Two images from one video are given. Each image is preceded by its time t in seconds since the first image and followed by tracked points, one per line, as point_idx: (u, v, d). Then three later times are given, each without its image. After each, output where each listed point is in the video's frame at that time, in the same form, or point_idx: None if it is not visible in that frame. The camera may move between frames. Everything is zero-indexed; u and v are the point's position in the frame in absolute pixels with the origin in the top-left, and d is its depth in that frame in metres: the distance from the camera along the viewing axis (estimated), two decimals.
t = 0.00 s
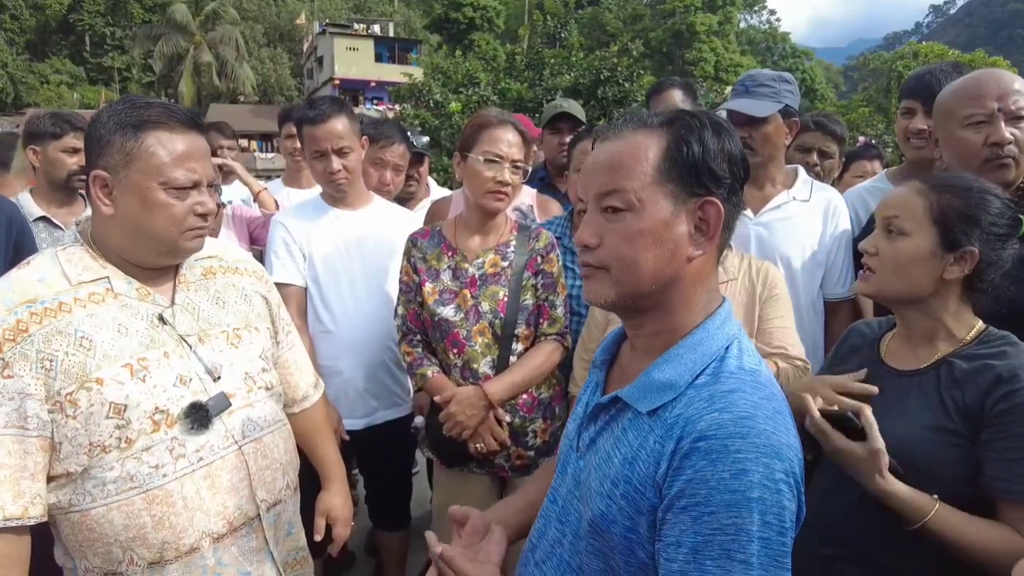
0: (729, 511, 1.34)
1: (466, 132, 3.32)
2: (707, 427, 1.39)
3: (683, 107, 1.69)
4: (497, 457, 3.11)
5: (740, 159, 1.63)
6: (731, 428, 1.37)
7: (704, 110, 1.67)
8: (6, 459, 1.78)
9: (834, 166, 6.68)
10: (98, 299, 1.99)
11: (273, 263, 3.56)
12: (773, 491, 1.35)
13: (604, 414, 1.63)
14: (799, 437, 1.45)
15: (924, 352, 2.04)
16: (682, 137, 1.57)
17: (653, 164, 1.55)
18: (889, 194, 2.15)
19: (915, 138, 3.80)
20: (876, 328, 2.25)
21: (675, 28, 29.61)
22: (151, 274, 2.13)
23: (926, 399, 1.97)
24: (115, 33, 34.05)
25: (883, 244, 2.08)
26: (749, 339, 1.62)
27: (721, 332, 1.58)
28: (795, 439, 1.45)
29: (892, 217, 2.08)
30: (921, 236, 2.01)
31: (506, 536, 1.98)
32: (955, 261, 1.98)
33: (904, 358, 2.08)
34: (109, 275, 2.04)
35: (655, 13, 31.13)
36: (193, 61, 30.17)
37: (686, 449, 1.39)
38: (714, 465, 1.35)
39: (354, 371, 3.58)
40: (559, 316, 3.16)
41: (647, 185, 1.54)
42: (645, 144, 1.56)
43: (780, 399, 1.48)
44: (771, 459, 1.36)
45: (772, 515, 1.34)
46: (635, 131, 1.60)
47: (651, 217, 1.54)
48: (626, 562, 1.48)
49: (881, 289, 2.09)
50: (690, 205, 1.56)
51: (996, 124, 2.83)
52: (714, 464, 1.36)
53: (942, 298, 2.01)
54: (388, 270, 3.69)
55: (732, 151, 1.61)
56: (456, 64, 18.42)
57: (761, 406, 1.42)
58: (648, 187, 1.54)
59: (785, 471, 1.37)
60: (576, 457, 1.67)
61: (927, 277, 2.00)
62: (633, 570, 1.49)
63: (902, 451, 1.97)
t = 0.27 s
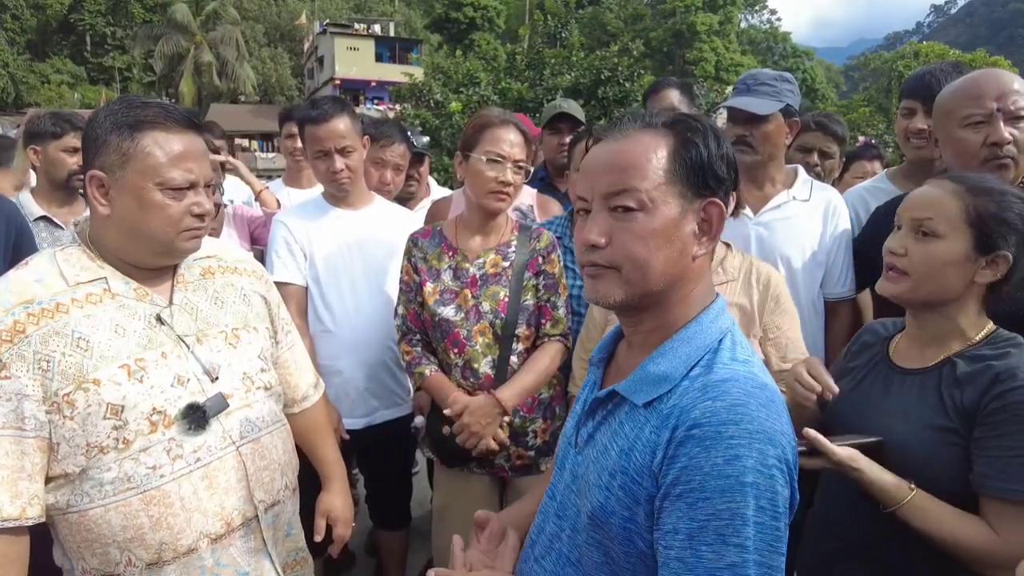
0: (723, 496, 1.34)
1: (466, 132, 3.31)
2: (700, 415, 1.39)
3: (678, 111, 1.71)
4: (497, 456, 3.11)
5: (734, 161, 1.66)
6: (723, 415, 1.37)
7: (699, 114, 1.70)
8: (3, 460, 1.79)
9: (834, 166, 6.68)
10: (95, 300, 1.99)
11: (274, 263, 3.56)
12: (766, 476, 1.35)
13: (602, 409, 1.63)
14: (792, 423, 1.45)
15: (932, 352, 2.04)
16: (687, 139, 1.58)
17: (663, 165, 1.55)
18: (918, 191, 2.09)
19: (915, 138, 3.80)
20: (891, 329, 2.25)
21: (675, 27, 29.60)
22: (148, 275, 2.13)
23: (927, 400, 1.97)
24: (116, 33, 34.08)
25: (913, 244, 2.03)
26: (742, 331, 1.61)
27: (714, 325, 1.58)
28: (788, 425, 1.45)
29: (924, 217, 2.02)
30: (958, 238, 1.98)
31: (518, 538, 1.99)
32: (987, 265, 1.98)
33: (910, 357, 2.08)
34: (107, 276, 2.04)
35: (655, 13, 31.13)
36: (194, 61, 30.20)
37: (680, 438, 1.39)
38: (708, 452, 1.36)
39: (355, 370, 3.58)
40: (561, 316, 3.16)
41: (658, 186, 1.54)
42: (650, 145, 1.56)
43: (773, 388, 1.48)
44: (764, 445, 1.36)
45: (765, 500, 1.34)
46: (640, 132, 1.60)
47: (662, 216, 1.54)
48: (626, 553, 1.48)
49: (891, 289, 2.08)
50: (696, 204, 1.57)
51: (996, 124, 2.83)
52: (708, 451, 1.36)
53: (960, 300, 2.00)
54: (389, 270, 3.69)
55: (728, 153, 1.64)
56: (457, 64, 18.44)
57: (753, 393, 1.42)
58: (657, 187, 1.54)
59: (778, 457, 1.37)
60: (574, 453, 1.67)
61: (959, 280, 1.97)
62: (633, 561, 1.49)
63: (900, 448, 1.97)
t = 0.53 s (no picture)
0: (723, 487, 1.34)
1: (470, 131, 3.31)
2: (699, 409, 1.40)
3: (670, 112, 1.71)
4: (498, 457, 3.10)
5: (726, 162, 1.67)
6: (721, 408, 1.38)
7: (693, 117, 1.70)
8: (6, 461, 1.79)
9: (835, 166, 6.68)
10: (97, 300, 1.99)
11: (275, 262, 3.56)
12: (765, 466, 1.35)
13: (600, 406, 1.63)
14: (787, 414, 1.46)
15: (947, 353, 2.01)
16: (682, 140, 1.59)
17: (660, 166, 1.55)
18: (954, 187, 2.03)
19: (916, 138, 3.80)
20: (899, 327, 2.23)
21: (676, 27, 29.59)
22: (150, 275, 2.13)
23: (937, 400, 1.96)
24: (117, 33, 34.11)
25: (952, 244, 1.96)
26: (735, 326, 1.63)
27: (708, 321, 1.59)
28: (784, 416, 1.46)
29: (967, 216, 1.96)
30: (999, 240, 1.94)
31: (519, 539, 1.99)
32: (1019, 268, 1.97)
33: (921, 358, 2.06)
34: (108, 276, 2.04)
35: (656, 13, 31.13)
36: (195, 61, 30.24)
37: (680, 431, 1.40)
38: (707, 445, 1.36)
39: (356, 370, 3.58)
40: (569, 317, 3.18)
41: (655, 186, 1.54)
42: (646, 146, 1.56)
43: (767, 381, 1.49)
44: (761, 436, 1.37)
45: (764, 490, 1.35)
46: (638, 132, 1.59)
47: (660, 217, 1.54)
48: (628, 547, 1.49)
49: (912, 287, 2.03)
50: (690, 205, 1.57)
51: (996, 124, 2.83)
52: (707, 443, 1.37)
53: (988, 302, 1.96)
54: (390, 269, 3.70)
55: (721, 154, 1.66)
56: (457, 64, 18.45)
57: (749, 386, 1.43)
58: (655, 188, 1.54)
59: (775, 448, 1.38)
60: (572, 450, 1.68)
61: (997, 282, 1.94)
62: (635, 555, 1.49)
63: (911, 453, 1.96)
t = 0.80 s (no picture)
0: (730, 476, 1.34)
1: (472, 130, 3.31)
2: (704, 401, 1.40)
3: (666, 112, 1.71)
4: (500, 457, 3.10)
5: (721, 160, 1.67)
6: (725, 400, 1.39)
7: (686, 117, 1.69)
8: (9, 460, 1.78)
9: (835, 166, 6.68)
10: (99, 299, 1.99)
11: (277, 261, 3.57)
12: (770, 454, 1.36)
13: (600, 403, 1.63)
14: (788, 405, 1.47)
15: (959, 356, 2.02)
16: (677, 140, 1.58)
17: (655, 166, 1.55)
18: (959, 189, 2.03)
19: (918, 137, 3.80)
20: (910, 328, 2.24)
21: (676, 27, 29.60)
22: (152, 274, 2.14)
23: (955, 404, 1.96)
24: (118, 33, 34.13)
25: (959, 248, 1.96)
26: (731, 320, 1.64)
27: (704, 315, 1.60)
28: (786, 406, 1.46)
29: (975, 219, 1.95)
30: (1009, 242, 1.92)
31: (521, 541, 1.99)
32: None
33: (935, 360, 2.07)
34: (111, 275, 2.04)
35: (656, 13, 31.13)
36: (195, 62, 30.27)
37: (685, 424, 1.41)
38: (713, 436, 1.36)
39: (357, 369, 3.59)
40: (574, 318, 3.19)
41: (650, 187, 1.54)
42: (642, 146, 1.56)
43: (766, 373, 1.50)
44: (766, 426, 1.37)
45: (770, 478, 1.35)
46: (633, 133, 1.59)
47: (656, 216, 1.54)
48: (635, 540, 1.49)
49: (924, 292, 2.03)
50: (684, 204, 1.58)
51: (996, 122, 2.83)
52: (713, 434, 1.37)
53: (1000, 303, 1.96)
54: (390, 268, 3.70)
55: (715, 154, 1.66)
56: (458, 64, 18.46)
57: (751, 378, 1.44)
58: (650, 188, 1.54)
59: (780, 437, 1.38)
60: (573, 448, 1.67)
61: (1005, 283, 1.93)
62: (644, 548, 1.49)
63: (928, 455, 1.95)
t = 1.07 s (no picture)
0: (737, 466, 1.35)
1: (475, 129, 3.31)
2: (709, 394, 1.41)
3: (665, 112, 1.70)
4: (503, 457, 3.10)
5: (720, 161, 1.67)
6: (729, 392, 1.39)
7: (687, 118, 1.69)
8: (13, 457, 1.78)
9: (837, 165, 6.67)
10: (103, 298, 1.99)
11: (278, 260, 3.58)
12: (774, 444, 1.37)
13: (602, 399, 1.62)
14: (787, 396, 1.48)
15: (969, 359, 2.00)
16: (677, 142, 1.58)
17: (656, 168, 1.54)
18: (958, 188, 2.04)
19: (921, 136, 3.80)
20: (926, 329, 2.22)
21: (677, 26, 29.59)
22: (156, 273, 2.14)
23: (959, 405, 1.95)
24: (120, 32, 34.16)
25: (948, 245, 1.99)
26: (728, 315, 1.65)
27: (702, 311, 1.60)
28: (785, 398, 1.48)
29: (960, 216, 1.98)
30: (993, 238, 1.93)
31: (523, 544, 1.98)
32: None
33: (945, 362, 2.05)
34: (115, 274, 2.04)
35: (657, 12, 31.13)
36: (197, 61, 30.29)
37: (690, 417, 1.41)
38: (718, 427, 1.37)
39: (359, 368, 3.59)
40: (575, 318, 3.19)
41: (651, 188, 1.54)
42: (643, 148, 1.55)
43: (766, 366, 1.51)
44: (769, 416, 1.38)
45: (774, 466, 1.36)
46: (634, 134, 1.58)
47: (657, 217, 1.54)
48: (643, 532, 1.49)
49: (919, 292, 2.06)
50: (684, 206, 1.57)
51: (990, 122, 2.84)
52: (718, 426, 1.37)
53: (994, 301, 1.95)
54: (392, 266, 3.69)
55: (715, 155, 1.66)
56: (460, 64, 18.46)
57: (752, 370, 1.46)
58: (652, 189, 1.54)
59: (781, 426, 1.40)
60: (576, 443, 1.67)
61: (996, 281, 1.92)
62: (651, 538, 1.50)
63: (930, 458, 1.96)
